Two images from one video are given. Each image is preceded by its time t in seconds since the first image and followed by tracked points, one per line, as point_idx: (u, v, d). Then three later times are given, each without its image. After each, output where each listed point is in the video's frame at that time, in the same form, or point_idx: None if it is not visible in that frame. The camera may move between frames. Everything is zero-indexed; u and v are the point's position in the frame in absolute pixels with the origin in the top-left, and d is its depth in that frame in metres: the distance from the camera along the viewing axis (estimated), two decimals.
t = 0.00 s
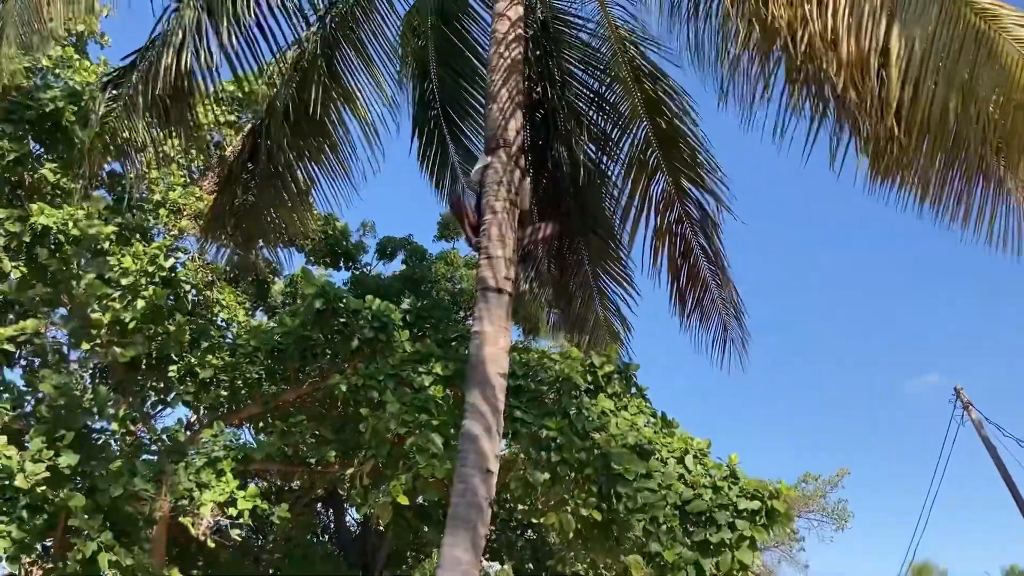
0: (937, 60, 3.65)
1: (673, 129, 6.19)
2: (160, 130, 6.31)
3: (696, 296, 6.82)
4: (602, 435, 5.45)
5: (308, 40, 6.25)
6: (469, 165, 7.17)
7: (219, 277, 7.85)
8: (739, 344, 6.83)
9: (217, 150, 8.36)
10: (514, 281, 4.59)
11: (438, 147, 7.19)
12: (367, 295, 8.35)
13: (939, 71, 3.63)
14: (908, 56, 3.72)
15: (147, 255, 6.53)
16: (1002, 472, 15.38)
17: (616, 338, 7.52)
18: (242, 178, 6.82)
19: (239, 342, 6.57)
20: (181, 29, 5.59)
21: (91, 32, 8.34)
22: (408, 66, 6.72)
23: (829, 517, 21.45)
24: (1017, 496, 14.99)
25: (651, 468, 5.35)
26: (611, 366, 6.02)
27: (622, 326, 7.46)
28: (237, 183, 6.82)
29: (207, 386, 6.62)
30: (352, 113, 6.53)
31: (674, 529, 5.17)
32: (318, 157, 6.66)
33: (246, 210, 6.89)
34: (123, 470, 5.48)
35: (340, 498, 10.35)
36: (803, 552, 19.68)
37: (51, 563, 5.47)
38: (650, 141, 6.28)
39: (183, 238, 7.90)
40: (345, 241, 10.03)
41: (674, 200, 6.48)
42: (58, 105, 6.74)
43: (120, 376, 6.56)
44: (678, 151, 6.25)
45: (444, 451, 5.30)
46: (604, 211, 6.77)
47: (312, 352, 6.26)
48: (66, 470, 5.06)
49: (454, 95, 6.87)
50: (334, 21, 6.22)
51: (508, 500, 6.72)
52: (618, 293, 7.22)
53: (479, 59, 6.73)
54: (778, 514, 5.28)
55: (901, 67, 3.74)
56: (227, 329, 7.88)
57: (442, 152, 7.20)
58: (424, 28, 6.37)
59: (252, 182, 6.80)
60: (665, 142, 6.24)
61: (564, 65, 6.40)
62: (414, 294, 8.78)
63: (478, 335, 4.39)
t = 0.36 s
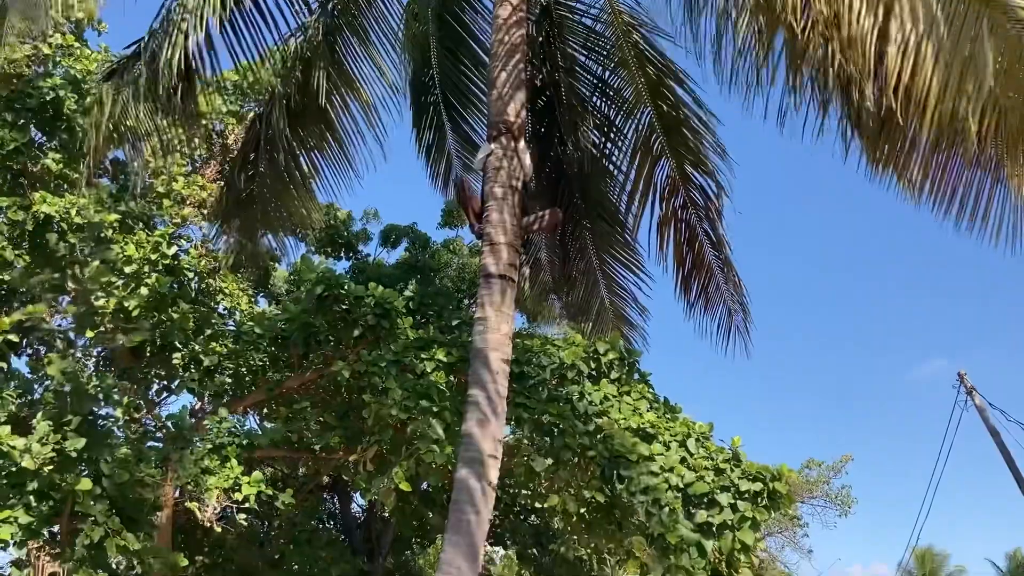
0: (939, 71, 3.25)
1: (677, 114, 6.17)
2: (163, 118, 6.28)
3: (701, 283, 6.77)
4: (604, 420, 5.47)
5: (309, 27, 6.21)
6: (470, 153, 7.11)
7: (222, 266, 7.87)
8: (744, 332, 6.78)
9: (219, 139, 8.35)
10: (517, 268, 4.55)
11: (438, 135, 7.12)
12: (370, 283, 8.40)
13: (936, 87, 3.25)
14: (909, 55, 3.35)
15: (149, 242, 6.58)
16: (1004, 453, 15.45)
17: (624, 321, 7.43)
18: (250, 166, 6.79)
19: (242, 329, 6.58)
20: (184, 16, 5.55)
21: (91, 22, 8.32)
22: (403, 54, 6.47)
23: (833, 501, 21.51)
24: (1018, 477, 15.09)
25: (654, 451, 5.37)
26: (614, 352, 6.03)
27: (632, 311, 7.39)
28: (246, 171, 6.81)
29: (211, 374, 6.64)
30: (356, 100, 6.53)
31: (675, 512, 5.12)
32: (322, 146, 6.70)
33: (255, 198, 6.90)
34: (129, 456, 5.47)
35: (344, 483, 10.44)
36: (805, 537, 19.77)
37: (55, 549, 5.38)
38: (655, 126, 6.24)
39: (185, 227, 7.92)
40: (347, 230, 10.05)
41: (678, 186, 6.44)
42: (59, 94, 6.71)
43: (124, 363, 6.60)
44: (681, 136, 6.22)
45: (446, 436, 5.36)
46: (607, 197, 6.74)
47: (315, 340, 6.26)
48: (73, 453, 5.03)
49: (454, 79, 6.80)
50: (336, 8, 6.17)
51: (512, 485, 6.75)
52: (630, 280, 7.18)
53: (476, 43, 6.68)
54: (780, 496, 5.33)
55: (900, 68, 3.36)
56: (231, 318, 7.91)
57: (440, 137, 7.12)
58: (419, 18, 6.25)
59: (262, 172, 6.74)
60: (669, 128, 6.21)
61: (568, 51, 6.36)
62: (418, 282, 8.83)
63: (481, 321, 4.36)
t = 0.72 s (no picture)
0: (938, 52, 3.04)
1: (681, 99, 6.13)
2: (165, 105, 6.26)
3: (708, 268, 6.76)
4: (608, 406, 5.47)
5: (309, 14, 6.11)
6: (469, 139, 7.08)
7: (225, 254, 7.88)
8: (752, 315, 6.77)
9: (222, 127, 8.34)
10: (520, 253, 4.55)
11: (437, 121, 7.10)
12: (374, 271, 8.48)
13: (932, 68, 3.03)
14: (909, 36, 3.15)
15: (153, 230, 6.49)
16: (1008, 437, 15.48)
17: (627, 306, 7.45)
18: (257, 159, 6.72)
19: (245, 318, 6.58)
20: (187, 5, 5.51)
21: (96, 10, 8.32)
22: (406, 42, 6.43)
23: (837, 487, 21.55)
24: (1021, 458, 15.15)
25: (658, 436, 5.38)
26: (617, 339, 6.03)
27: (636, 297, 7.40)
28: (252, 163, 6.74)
29: (216, 361, 6.61)
30: (358, 87, 6.52)
31: (679, 496, 5.16)
32: (325, 133, 6.71)
33: (258, 189, 6.86)
34: (135, 444, 5.47)
35: (348, 471, 10.49)
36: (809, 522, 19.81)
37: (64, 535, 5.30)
38: (658, 110, 6.23)
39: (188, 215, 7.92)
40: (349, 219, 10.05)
41: (683, 171, 6.43)
42: (62, 82, 6.69)
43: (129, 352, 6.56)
44: (686, 120, 6.18)
45: (448, 423, 5.31)
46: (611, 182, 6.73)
47: (319, 328, 6.27)
48: (83, 442, 5.09)
49: (454, 66, 6.73)
50: None
51: (515, 472, 6.77)
52: (634, 264, 7.19)
53: (475, 30, 6.55)
54: (785, 482, 5.34)
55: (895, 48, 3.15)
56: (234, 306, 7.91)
57: (439, 122, 7.11)
58: (415, 3, 5.94)
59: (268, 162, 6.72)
60: (672, 113, 6.19)
61: (570, 36, 6.31)
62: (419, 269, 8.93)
63: (485, 307, 4.36)
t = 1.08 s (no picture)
0: (939, 34, 3.02)
1: (684, 87, 6.07)
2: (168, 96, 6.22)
3: (711, 257, 6.75)
4: (610, 396, 5.49)
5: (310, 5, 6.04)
6: (471, 133, 7.02)
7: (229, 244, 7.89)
8: (754, 304, 6.76)
9: (225, 118, 8.33)
10: (522, 244, 4.53)
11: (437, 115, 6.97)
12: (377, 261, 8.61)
13: (932, 48, 3.01)
14: (912, 18, 3.14)
15: (157, 222, 6.41)
16: (1010, 423, 15.49)
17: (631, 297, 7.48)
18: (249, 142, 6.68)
19: (248, 308, 6.61)
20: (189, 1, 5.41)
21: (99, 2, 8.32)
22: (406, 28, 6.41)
23: (839, 475, 21.59)
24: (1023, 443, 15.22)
25: (660, 426, 5.39)
26: (620, 329, 6.06)
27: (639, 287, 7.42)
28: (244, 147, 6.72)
29: (220, 352, 6.64)
30: (358, 78, 6.47)
31: (682, 485, 5.17)
32: (326, 125, 6.64)
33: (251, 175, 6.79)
34: (139, 434, 5.48)
35: (352, 460, 10.54)
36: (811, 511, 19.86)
37: (69, 525, 5.28)
38: (661, 99, 6.17)
39: (193, 205, 7.95)
40: (352, 209, 10.06)
41: (686, 160, 6.38)
42: (65, 73, 6.69)
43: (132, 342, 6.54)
44: (689, 108, 6.13)
45: (454, 412, 5.32)
46: (613, 172, 6.71)
47: (322, 319, 6.28)
48: (83, 435, 5.07)
49: (453, 58, 6.66)
50: None
51: (518, 461, 6.80)
52: (633, 254, 7.17)
53: (473, 22, 6.54)
54: (786, 471, 5.36)
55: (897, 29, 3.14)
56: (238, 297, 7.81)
57: (436, 116, 7.00)
58: None
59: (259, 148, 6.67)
60: (675, 101, 6.13)
61: (572, 25, 6.29)
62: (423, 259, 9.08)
63: (487, 297, 4.35)
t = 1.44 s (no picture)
0: (940, 15, 3.05)
1: (684, 78, 6.03)
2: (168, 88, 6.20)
3: (712, 248, 6.76)
4: (612, 386, 5.50)
5: None
6: (471, 128, 6.99)
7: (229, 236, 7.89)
8: (754, 295, 6.77)
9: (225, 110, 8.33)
10: (524, 235, 4.53)
11: (434, 109, 6.92)
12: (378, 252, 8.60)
13: (933, 26, 3.04)
14: None
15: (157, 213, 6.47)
16: (1011, 412, 15.50)
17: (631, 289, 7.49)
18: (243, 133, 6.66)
19: (250, 300, 6.62)
20: None
21: None
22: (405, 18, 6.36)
23: (841, 465, 21.62)
24: None
25: (661, 417, 5.40)
26: (621, 320, 6.07)
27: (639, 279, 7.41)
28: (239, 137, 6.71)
29: (221, 344, 6.75)
30: (358, 70, 6.43)
31: (682, 476, 5.21)
32: (325, 116, 6.62)
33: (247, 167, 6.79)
34: (141, 425, 5.48)
35: (354, 451, 10.58)
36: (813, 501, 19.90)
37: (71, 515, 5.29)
38: (661, 90, 6.13)
39: (194, 197, 7.96)
40: (354, 201, 10.05)
41: (687, 151, 6.36)
42: (64, 65, 6.68)
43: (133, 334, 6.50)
44: (690, 99, 6.09)
45: (456, 402, 5.33)
46: (613, 164, 6.69)
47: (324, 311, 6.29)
48: (86, 424, 5.08)
49: (450, 53, 6.58)
50: None
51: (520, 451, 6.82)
52: (633, 246, 7.13)
53: (471, 16, 6.46)
54: (787, 461, 5.37)
55: (897, 10, 3.17)
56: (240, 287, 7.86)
57: (435, 110, 6.94)
58: None
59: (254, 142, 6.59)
60: (675, 92, 6.09)
61: (572, 17, 6.24)
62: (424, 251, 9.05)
63: (488, 288, 4.35)
